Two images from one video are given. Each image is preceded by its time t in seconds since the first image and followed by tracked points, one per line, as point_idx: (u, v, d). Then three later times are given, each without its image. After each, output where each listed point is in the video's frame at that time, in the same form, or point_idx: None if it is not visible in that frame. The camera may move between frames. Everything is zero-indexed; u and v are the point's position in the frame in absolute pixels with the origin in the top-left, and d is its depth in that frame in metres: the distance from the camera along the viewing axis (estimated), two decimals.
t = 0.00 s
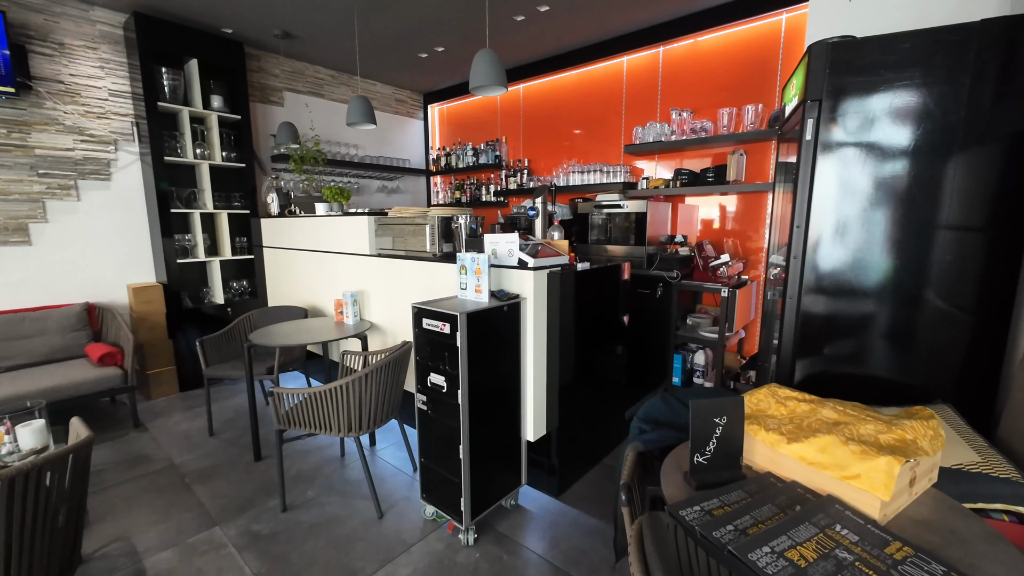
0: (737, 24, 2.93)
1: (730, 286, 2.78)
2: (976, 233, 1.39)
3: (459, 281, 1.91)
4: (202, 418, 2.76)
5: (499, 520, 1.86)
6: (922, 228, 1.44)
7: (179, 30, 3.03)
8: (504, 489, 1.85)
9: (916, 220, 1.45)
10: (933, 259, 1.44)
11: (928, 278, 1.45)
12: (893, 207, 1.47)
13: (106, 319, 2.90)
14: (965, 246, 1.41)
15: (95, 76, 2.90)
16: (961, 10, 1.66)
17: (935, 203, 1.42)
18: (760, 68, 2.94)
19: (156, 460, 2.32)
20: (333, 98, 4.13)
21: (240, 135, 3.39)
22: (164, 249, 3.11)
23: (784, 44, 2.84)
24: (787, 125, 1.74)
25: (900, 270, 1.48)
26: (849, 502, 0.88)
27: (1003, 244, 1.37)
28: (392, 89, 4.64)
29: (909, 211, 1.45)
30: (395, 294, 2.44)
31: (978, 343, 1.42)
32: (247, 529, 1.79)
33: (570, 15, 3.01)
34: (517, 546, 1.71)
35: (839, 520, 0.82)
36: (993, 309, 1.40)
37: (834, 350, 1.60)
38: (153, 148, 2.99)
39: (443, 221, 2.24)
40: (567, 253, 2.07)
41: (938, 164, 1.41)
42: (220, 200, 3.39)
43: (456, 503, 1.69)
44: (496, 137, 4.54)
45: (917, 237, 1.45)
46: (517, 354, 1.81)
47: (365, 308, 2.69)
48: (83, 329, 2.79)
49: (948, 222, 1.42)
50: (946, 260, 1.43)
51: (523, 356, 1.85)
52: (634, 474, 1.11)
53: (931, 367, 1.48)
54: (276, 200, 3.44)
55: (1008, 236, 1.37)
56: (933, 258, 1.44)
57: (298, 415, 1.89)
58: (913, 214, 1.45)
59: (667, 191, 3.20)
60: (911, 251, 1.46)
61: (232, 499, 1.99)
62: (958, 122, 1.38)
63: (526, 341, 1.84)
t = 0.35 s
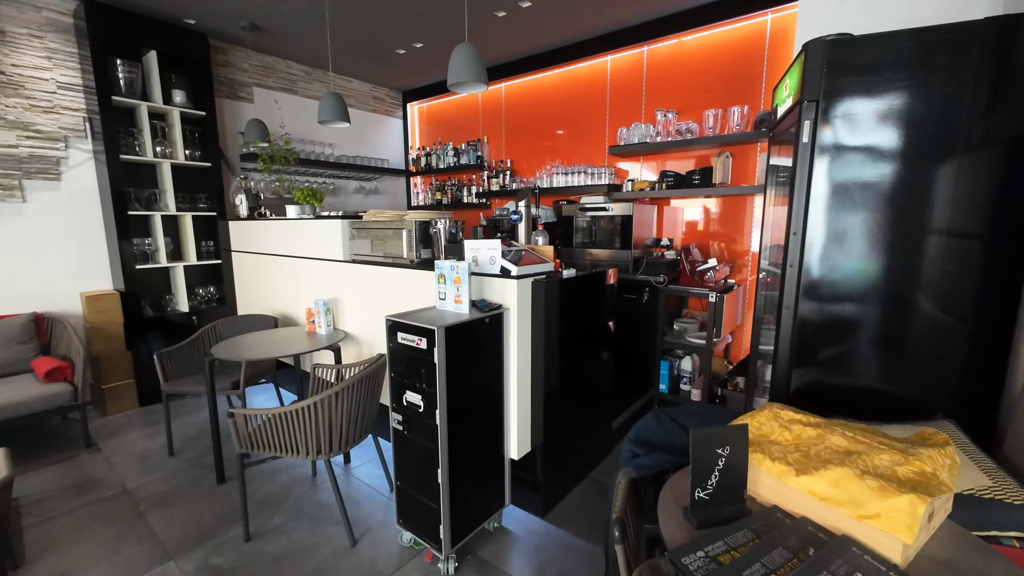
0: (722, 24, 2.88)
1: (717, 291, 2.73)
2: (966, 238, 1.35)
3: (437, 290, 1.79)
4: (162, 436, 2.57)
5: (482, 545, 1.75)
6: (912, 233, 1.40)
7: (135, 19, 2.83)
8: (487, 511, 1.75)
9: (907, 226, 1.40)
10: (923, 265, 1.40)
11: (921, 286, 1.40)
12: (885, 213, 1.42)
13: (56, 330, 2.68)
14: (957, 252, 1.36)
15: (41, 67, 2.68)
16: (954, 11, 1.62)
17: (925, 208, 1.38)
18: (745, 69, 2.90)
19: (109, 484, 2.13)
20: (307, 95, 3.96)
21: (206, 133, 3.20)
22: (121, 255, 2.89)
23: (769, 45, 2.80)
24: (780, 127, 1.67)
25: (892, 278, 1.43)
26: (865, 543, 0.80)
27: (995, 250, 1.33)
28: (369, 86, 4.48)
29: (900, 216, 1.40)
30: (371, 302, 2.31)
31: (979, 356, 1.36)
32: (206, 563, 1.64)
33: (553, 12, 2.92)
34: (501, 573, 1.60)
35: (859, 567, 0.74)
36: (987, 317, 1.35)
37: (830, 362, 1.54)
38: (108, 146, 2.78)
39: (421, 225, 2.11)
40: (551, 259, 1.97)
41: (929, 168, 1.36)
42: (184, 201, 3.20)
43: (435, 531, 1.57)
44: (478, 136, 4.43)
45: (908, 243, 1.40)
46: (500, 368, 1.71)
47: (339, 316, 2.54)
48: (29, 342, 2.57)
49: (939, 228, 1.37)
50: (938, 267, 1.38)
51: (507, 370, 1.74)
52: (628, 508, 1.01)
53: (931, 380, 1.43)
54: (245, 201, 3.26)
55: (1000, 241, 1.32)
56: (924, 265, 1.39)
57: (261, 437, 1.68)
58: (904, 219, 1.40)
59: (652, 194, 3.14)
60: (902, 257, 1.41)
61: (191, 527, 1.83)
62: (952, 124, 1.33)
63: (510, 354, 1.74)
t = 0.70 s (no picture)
0: (708, 23, 2.82)
1: (705, 296, 2.67)
2: (957, 243, 1.30)
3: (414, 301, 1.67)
4: (118, 457, 2.38)
5: (464, 573, 1.64)
6: (903, 238, 1.34)
7: (87, 7, 2.62)
8: (469, 537, 1.63)
9: (899, 231, 1.35)
10: (914, 272, 1.34)
11: (915, 294, 1.35)
12: (879, 218, 1.36)
13: None
14: (950, 258, 1.31)
15: None
16: (948, 11, 1.57)
17: (916, 212, 1.32)
18: (731, 70, 2.85)
19: (53, 514, 1.94)
20: (279, 91, 3.78)
21: (169, 130, 3.00)
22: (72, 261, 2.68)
23: (756, 46, 2.75)
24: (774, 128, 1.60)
25: (886, 285, 1.38)
26: None
27: (989, 256, 1.27)
28: (346, 83, 4.32)
29: (891, 221, 1.35)
30: (346, 312, 2.17)
31: (983, 369, 1.30)
32: None
33: (537, 8, 2.82)
34: None
35: None
36: (983, 326, 1.30)
37: (829, 375, 1.47)
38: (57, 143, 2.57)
39: (398, 229, 1.97)
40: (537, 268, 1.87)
41: (920, 171, 1.30)
42: (145, 203, 3.00)
43: (412, 563, 1.45)
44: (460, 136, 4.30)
45: (898, 248, 1.35)
46: (482, 384, 1.60)
47: (310, 326, 2.39)
48: None
49: (931, 233, 1.32)
50: (931, 274, 1.33)
51: (490, 386, 1.63)
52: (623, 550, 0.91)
53: (933, 394, 1.36)
54: (211, 203, 3.08)
55: (993, 246, 1.27)
56: (918, 272, 1.34)
57: (215, 467, 1.52)
58: (894, 224, 1.35)
59: (639, 197, 3.06)
60: (895, 264, 1.36)
61: (144, 562, 1.67)
62: (948, 126, 1.27)
63: (493, 369, 1.63)
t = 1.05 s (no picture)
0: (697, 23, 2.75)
1: (696, 304, 2.60)
2: (953, 252, 1.23)
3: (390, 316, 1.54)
4: (70, 483, 2.20)
5: None
6: (911, 250, 1.27)
7: None
8: (450, 570, 1.52)
9: (906, 243, 1.27)
10: (917, 285, 1.27)
11: (915, 306, 1.28)
12: (881, 227, 1.29)
13: None
14: (948, 268, 1.24)
15: None
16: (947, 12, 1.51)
17: (918, 220, 1.25)
18: (720, 72, 2.79)
19: None
20: (251, 88, 3.60)
21: (129, 128, 2.81)
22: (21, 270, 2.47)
23: (745, 48, 2.69)
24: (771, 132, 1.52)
25: (889, 297, 1.30)
26: None
27: (987, 264, 1.21)
28: (324, 80, 4.16)
29: (887, 230, 1.28)
30: (319, 325, 2.03)
31: (992, 387, 1.24)
32: None
33: (521, 5, 2.71)
34: None
35: None
36: (982, 338, 1.24)
37: (833, 395, 1.39)
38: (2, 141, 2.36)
39: (374, 237, 1.83)
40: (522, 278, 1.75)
41: (920, 178, 1.24)
42: (104, 207, 2.80)
43: None
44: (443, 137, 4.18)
45: (895, 258, 1.29)
46: (464, 406, 1.48)
47: (282, 339, 2.24)
48: None
49: (927, 241, 1.25)
50: (929, 285, 1.26)
51: (473, 407, 1.51)
52: None
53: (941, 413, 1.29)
54: (177, 206, 2.89)
55: (990, 254, 1.21)
56: (919, 283, 1.27)
57: (167, 502, 1.37)
58: (889, 233, 1.28)
59: (627, 201, 2.98)
60: (893, 275, 1.29)
61: None
62: (956, 133, 1.20)
63: (476, 389, 1.51)
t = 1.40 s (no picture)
0: (688, 24, 2.69)
1: (688, 313, 2.52)
2: (957, 264, 1.16)
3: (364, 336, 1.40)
4: (18, 513, 2.02)
5: None
6: (922, 266, 1.19)
7: None
8: None
9: (918, 258, 1.19)
10: (928, 303, 1.19)
11: (923, 324, 1.20)
12: (890, 240, 1.20)
13: None
14: (956, 282, 1.17)
15: None
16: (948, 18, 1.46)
17: (928, 233, 1.17)
18: (711, 74, 2.72)
19: None
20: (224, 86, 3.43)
21: (89, 127, 2.63)
22: None
23: (736, 49, 2.62)
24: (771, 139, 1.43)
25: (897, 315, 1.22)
26: None
27: (996, 278, 1.14)
28: (302, 78, 4.00)
29: (896, 244, 1.20)
30: (292, 340, 1.90)
31: (1004, 409, 1.17)
32: None
33: (507, 3, 2.61)
34: None
35: None
36: (994, 358, 1.17)
37: (841, 420, 1.29)
38: None
39: (348, 248, 1.70)
40: (509, 292, 1.64)
41: (933, 190, 1.15)
42: (61, 212, 2.61)
43: None
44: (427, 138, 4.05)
45: (907, 275, 1.20)
46: (445, 432, 1.37)
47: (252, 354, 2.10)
48: None
49: (935, 255, 1.17)
50: (938, 301, 1.19)
51: (455, 433, 1.40)
52: None
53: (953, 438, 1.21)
54: (140, 210, 2.72)
55: (1004, 270, 1.14)
56: (928, 299, 1.19)
57: (113, 546, 1.22)
58: (900, 248, 1.20)
59: (616, 206, 2.90)
60: (904, 293, 1.21)
61: None
62: (970, 142, 1.12)
63: (459, 413, 1.40)
